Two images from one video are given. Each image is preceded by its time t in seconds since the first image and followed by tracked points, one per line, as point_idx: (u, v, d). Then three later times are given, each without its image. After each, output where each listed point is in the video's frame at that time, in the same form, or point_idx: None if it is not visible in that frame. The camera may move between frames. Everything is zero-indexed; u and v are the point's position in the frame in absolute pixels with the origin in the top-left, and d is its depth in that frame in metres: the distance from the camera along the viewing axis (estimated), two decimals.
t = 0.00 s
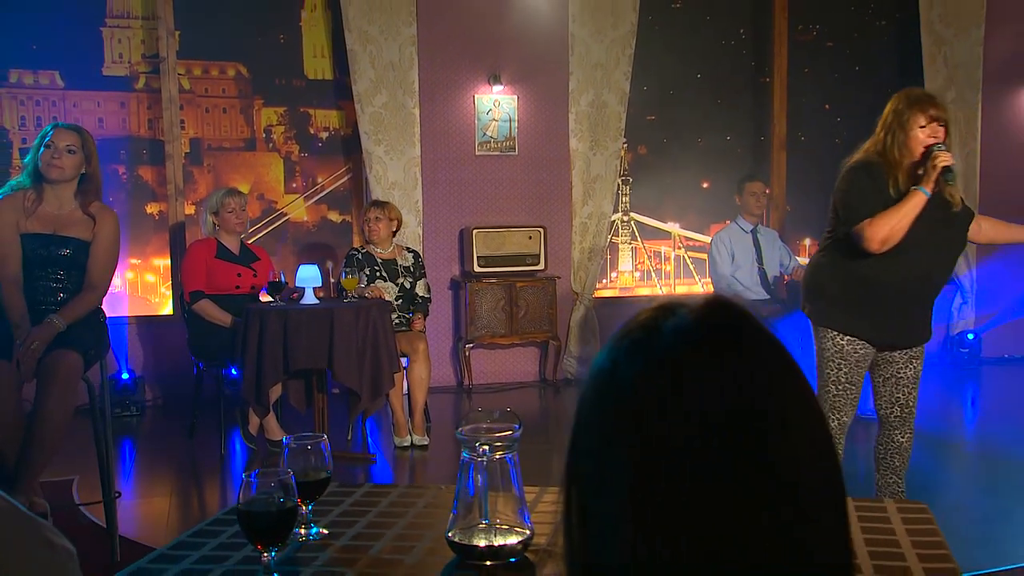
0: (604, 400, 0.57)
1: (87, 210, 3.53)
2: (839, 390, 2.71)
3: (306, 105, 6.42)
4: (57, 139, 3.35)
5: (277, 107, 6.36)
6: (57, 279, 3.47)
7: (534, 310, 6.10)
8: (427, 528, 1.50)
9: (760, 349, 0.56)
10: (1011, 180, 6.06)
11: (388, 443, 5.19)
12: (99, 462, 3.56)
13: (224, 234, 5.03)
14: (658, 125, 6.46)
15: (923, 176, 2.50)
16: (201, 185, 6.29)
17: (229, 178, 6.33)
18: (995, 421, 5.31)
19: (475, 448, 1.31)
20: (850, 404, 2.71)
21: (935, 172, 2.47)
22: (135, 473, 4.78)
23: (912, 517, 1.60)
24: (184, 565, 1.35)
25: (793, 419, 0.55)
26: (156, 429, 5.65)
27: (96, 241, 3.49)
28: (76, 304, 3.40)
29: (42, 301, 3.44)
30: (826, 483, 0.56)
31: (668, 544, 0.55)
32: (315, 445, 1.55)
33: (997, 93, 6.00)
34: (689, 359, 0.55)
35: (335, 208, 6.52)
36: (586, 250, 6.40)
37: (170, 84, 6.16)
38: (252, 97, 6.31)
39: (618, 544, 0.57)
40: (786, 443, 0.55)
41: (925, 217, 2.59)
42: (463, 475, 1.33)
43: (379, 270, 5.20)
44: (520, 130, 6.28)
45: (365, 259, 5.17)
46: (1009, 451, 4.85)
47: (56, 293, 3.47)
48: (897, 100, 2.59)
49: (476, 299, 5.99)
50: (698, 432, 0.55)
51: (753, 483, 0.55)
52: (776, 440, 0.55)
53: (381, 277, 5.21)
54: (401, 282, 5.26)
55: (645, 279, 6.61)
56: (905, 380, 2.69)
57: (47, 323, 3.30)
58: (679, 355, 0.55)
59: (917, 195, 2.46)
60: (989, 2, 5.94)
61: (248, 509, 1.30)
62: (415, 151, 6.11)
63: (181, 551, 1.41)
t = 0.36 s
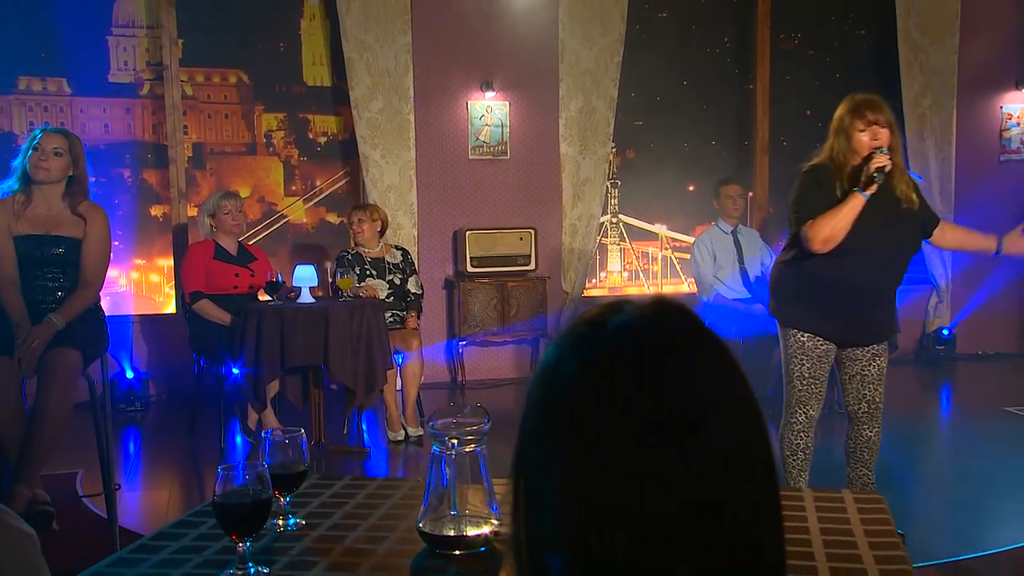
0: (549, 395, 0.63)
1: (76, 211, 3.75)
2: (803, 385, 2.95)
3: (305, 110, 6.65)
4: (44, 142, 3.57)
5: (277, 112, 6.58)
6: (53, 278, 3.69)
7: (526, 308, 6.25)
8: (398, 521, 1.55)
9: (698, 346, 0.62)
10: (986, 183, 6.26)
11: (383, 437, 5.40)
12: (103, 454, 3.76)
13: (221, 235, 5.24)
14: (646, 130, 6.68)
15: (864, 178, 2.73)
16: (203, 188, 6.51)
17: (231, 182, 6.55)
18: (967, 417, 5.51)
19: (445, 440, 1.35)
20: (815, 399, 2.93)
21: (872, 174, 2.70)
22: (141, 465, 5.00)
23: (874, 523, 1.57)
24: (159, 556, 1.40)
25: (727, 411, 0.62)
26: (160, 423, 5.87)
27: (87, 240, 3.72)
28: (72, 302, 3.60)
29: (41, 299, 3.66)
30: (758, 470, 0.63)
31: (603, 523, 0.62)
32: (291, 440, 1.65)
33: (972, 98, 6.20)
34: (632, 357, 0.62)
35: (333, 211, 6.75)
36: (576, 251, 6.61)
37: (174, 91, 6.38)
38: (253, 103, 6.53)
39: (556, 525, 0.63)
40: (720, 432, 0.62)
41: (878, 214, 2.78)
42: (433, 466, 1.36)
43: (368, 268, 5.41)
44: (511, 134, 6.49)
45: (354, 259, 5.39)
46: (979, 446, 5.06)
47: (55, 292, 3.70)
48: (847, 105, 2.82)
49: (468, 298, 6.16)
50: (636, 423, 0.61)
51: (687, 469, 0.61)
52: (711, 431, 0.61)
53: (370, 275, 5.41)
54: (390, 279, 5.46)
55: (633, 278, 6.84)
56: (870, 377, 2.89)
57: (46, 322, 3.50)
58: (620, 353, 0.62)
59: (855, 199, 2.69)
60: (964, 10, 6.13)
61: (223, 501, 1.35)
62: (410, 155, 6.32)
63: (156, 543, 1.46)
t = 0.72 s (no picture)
0: (483, 381, 0.64)
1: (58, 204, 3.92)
2: (772, 377, 3.19)
3: (304, 112, 6.87)
4: (22, 142, 3.76)
5: (277, 114, 6.81)
6: (49, 272, 3.88)
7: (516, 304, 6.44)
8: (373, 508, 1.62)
9: (632, 337, 0.63)
10: (958, 182, 6.51)
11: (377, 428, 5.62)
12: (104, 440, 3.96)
13: (221, 232, 5.46)
14: (633, 131, 6.92)
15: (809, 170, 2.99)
16: (205, 186, 6.72)
17: (231, 181, 6.77)
18: (937, 408, 5.74)
19: (416, 432, 1.40)
20: (783, 389, 3.18)
21: (814, 166, 2.95)
22: (144, 454, 5.21)
23: (832, 517, 1.55)
24: (140, 542, 1.46)
25: (659, 404, 0.63)
26: (163, 414, 6.10)
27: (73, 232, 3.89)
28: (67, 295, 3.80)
29: (40, 294, 3.87)
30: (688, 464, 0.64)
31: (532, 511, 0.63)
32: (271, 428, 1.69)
33: (946, 101, 6.42)
34: (564, 348, 0.63)
35: (330, 209, 6.98)
36: (566, 248, 6.83)
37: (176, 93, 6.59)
38: (253, 105, 6.76)
39: (486, 512, 0.65)
40: (652, 425, 0.63)
41: (824, 210, 3.05)
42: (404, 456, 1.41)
43: (357, 265, 5.64)
44: (503, 135, 6.71)
45: (344, 257, 5.60)
46: (946, 437, 5.30)
47: (53, 286, 3.90)
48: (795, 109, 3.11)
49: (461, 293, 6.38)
50: (568, 416, 0.62)
51: (617, 459, 0.62)
52: (642, 426, 0.63)
53: (360, 271, 5.65)
54: (380, 274, 5.68)
55: (621, 274, 7.06)
56: (835, 369, 3.14)
57: (44, 318, 3.70)
58: (553, 345, 0.63)
59: (800, 192, 2.94)
60: (939, 16, 6.35)
61: (200, 489, 1.40)
62: (404, 155, 6.54)
63: (137, 531, 1.52)
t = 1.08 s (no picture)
0: (403, 374, 0.66)
1: (46, 197, 3.96)
2: (743, 369, 3.40)
3: (301, 110, 7.09)
4: (8, 138, 3.82)
5: (276, 112, 7.02)
6: (47, 265, 3.98)
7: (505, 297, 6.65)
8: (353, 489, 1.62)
9: (548, 326, 0.65)
10: (935, 179, 6.73)
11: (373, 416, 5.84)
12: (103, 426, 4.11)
13: (223, 226, 5.69)
14: (621, 128, 7.16)
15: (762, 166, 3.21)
16: (206, 182, 6.95)
17: (232, 177, 6.99)
18: (912, 397, 5.95)
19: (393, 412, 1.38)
20: (754, 379, 3.43)
21: (766, 164, 3.16)
22: (147, 440, 5.42)
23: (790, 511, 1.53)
24: (120, 525, 1.47)
25: (579, 391, 0.65)
26: (165, 402, 6.32)
27: (65, 223, 3.96)
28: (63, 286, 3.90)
29: (40, 286, 3.98)
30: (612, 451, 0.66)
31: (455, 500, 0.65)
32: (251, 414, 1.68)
33: (923, 99, 6.63)
34: (481, 339, 0.65)
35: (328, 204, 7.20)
36: (556, 241, 7.04)
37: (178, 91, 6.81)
38: (252, 103, 6.97)
39: (410, 506, 0.66)
40: (571, 412, 0.65)
41: (780, 204, 3.27)
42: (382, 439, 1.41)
43: (353, 259, 5.84)
44: (494, 132, 6.93)
45: (341, 250, 5.82)
46: (919, 423, 5.52)
47: (52, 278, 4.00)
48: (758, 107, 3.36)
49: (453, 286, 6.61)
50: (483, 403, 0.64)
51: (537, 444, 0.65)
52: (560, 414, 0.65)
53: (355, 265, 5.84)
54: (374, 268, 5.88)
55: (609, 267, 7.26)
56: (804, 360, 3.41)
57: (43, 308, 3.82)
58: (470, 336, 0.65)
59: (754, 190, 3.16)
60: (916, 17, 6.55)
61: (177, 475, 1.42)
62: (399, 152, 6.76)
63: (117, 515, 1.53)
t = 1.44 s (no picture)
0: (331, 366, 0.62)
1: (57, 190, 4.16)
2: (725, 356, 3.60)
3: (302, 106, 7.31)
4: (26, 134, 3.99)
5: (278, 108, 7.24)
6: (54, 255, 4.17)
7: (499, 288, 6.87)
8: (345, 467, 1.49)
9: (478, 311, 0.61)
10: (917, 173, 6.94)
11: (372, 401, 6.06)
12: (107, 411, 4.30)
13: (223, 219, 5.92)
14: (613, 123, 7.37)
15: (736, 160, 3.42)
16: (210, 175, 7.17)
17: (236, 171, 7.22)
18: (893, 384, 6.16)
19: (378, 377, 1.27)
20: (736, 367, 3.63)
21: (739, 159, 3.38)
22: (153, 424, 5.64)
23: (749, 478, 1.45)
24: (101, 507, 1.32)
25: (510, 381, 0.60)
26: (171, 388, 6.56)
27: (75, 217, 4.16)
28: (70, 276, 4.08)
29: (46, 277, 4.16)
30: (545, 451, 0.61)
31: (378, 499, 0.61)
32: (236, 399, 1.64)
33: (904, 94, 6.84)
34: (410, 328, 0.61)
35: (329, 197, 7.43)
36: (549, 233, 7.26)
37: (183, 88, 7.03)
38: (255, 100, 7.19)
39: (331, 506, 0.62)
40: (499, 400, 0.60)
41: (754, 196, 3.49)
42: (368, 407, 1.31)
43: (353, 251, 6.07)
44: (490, 128, 7.14)
45: (341, 242, 6.06)
46: (898, 409, 5.73)
47: (58, 269, 4.19)
48: (735, 102, 3.54)
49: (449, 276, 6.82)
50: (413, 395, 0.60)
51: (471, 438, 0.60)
52: (496, 407, 0.60)
53: (356, 256, 6.06)
54: (374, 259, 6.08)
55: (602, 259, 7.50)
56: (784, 347, 3.62)
57: (49, 298, 4.00)
58: (395, 325, 0.61)
59: (729, 184, 3.37)
60: (898, 16, 6.76)
61: (161, 457, 1.33)
62: (398, 146, 6.97)
63: (91, 498, 1.36)
